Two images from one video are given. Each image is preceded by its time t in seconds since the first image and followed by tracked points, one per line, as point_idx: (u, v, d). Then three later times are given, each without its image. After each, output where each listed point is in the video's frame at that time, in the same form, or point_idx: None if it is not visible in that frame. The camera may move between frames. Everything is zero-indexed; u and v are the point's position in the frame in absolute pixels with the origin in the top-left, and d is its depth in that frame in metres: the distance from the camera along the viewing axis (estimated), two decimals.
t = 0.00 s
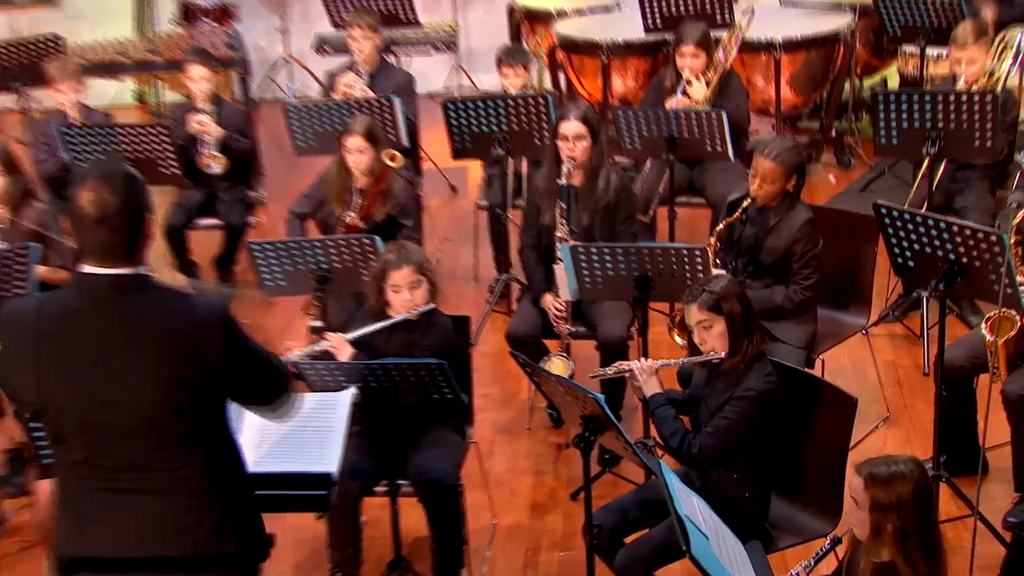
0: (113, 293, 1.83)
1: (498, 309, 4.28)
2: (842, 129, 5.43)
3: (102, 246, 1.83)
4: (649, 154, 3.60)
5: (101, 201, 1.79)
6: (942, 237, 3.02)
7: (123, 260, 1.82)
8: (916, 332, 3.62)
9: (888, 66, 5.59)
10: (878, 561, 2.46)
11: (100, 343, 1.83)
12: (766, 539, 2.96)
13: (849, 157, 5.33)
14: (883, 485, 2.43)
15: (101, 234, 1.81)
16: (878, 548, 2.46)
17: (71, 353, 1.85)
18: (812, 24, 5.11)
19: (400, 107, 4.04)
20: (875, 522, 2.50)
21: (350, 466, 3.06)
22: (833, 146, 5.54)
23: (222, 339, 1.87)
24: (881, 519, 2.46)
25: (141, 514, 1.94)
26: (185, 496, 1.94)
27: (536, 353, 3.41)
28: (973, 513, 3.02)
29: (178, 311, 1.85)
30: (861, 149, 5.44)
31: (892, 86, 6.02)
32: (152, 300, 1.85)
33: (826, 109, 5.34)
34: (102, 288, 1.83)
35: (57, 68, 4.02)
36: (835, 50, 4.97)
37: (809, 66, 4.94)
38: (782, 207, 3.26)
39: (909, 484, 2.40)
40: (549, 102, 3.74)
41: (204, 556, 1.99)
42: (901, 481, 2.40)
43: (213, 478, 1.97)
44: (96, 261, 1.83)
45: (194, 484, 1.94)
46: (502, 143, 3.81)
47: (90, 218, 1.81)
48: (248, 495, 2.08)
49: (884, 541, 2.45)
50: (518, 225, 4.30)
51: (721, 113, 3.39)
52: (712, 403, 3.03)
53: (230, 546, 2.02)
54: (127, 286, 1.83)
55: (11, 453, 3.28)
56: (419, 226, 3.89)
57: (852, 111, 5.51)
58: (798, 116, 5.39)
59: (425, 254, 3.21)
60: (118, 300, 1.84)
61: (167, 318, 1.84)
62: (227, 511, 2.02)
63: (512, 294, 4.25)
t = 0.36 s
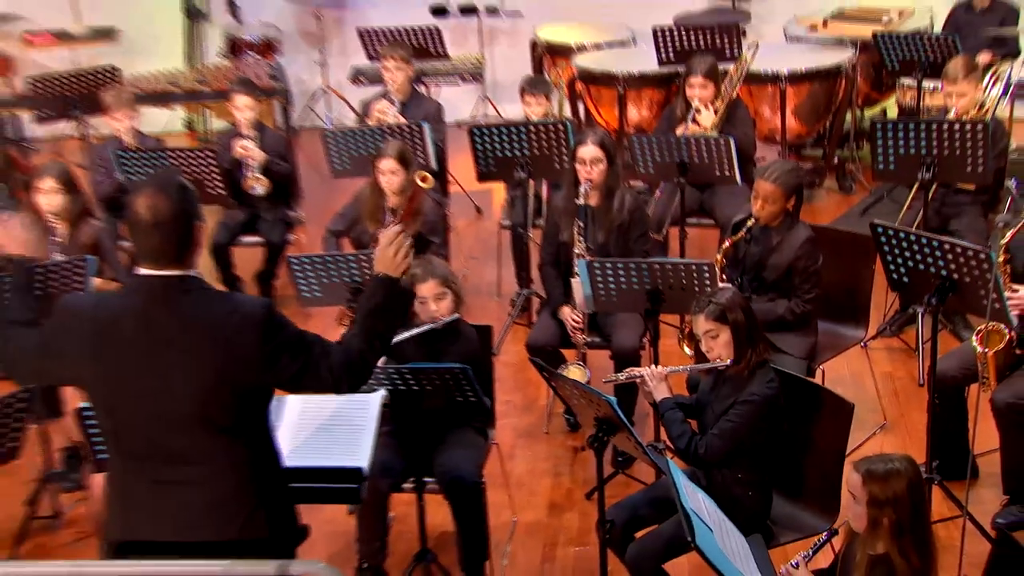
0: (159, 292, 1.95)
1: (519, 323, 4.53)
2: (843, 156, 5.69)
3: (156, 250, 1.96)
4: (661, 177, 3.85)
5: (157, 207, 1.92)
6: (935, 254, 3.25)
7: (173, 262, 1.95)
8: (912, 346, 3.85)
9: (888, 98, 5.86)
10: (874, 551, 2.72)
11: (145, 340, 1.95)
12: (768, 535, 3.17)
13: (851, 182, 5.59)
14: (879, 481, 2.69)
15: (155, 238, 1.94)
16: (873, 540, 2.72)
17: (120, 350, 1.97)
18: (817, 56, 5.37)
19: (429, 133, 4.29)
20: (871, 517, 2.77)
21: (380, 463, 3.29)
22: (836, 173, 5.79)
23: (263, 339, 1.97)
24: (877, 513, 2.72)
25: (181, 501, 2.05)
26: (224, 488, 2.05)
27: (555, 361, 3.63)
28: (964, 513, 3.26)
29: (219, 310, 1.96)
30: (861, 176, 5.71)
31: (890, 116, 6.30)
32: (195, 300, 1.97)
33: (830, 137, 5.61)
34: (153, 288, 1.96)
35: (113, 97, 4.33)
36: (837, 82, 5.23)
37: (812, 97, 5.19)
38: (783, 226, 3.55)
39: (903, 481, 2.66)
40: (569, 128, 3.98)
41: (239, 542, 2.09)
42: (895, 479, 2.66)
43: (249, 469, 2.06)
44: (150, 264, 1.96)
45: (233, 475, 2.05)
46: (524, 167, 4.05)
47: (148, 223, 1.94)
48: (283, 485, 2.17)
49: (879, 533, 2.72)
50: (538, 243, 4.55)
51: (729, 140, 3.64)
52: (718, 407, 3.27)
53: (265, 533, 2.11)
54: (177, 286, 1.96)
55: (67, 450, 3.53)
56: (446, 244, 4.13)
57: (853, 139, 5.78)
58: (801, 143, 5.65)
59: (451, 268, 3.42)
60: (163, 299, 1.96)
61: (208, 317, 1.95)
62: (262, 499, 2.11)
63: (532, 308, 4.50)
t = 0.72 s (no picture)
0: (206, 305, 2.18)
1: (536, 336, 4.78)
2: (843, 183, 5.96)
3: (200, 265, 2.19)
4: (669, 200, 4.11)
5: (198, 226, 2.15)
6: (926, 272, 3.49)
7: (215, 274, 2.17)
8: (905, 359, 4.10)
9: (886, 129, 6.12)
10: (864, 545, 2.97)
11: (192, 349, 2.18)
12: (767, 532, 3.40)
13: (849, 208, 5.87)
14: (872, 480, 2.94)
15: (197, 254, 2.16)
16: (864, 535, 2.97)
17: (168, 358, 2.20)
18: (818, 88, 5.63)
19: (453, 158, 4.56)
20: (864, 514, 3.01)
21: (406, 463, 3.52)
22: (835, 198, 6.08)
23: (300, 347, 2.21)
24: (869, 510, 2.96)
25: (223, 495, 2.28)
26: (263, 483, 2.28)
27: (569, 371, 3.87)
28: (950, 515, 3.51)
29: (259, 320, 2.19)
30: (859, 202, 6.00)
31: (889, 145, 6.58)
32: (237, 311, 2.20)
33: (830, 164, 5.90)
34: (199, 299, 2.20)
35: (162, 124, 4.62)
36: (837, 113, 5.49)
37: (813, 126, 5.45)
38: (785, 247, 3.79)
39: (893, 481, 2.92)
40: (584, 154, 4.22)
41: (276, 532, 2.33)
42: (887, 480, 2.90)
43: (285, 466, 2.30)
44: (195, 277, 2.20)
45: (271, 471, 2.28)
46: (542, 190, 4.28)
47: (191, 241, 2.18)
48: (315, 479, 2.41)
49: (870, 529, 2.96)
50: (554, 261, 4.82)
51: (733, 165, 3.88)
52: (721, 413, 3.50)
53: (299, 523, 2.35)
54: (220, 297, 2.19)
55: (116, 450, 3.77)
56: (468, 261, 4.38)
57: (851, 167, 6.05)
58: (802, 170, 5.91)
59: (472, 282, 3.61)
60: (209, 312, 2.19)
61: (249, 327, 2.18)
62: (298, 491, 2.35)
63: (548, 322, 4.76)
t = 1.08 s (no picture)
0: (244, 310, 2.44)
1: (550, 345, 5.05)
2: (840, 204, 6.23)
3: (236, 271, 2.45)
4: (676, 218, 4.37)
5: (234, 236, 2.41)
6: (916, 285, 3.74)
7: (250, 279, 2.43)
8: (897, 369, 4.36)
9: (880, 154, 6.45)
10: (853, 537, 3.24)
11: (231, 351, 2.44)
12: (765, 528, 3.65)
13: (846, 228, 6.13)
14: (863, 477, 3.18)
15: (233, 261, 2.43)
16: (854, 528, 3.23)
17: (210, 358, 2.46)
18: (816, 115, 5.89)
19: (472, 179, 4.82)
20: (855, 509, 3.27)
21: (426, 461, 3.75)
22: (832, 219, 6.34)
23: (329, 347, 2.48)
24: (859, 506, 3.22)
25: (258, 485, 2.53)
26: (296, 472, 2.53)
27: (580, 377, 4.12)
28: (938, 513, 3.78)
29: (292, 325, 2.45)
30: (855, 222, 6.28)
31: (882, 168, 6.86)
32: (271, 314, 2.46)
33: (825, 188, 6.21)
34: (237, 304, 2.46)
35: (203, 146, 4.92)
36: (834, 139, 5.75)
37: (812, 151, 5.70)
38: (785, 262, 4.05)
39: (883, 479, 3.15)
40: (596, 174, 4.47)
41: (307, 518, 2.57)
42: (877, 478, 3.16)
43: (316, 458, 2.55)
44: (233, 283, 2.46)
45: (303, 463, 2.53)
46: (556, 209, 4.53)
47: (228, 249, 2.44)
48: (344, 470, 2.67)
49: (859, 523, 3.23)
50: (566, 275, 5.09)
51: (736, 186, 4.13)
52: (723, 416, 3.74)
53: (329, 510, 2.60)
54: (256, 301, 2.45)
55: (157, 449, 4.01)
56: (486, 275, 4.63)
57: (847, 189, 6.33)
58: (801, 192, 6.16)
59: (489, 293, 3.85)
60: (247, 317, 2.44)
61: (284, 330, 2.44)
62: (328, 480, 2.61)
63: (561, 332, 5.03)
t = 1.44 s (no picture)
0: (276, 305, 2.64)
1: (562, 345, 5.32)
2: (836, 214, 6.48)
3: (271, 267, 2.67)
4: (681, 226, 4.62)
5: (269, 234, 2.63)
6: (907, 288, 3.98)
7: (283, 275, 2.65)
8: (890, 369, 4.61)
9: (875, 167, 6.76)
10: (845, 521, 3.52)
11: (262, 342, 2.64)
12: (763, 516, 3.85)
13: (842, 236, 6.36)
14: (854, 466, 3.47)
15: (268, 257, 2.64)
16: (846, 513, 3.51)
17: (243, 348, 2.66)
18: (812, 129, 6.17)
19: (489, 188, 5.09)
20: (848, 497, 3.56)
21: (445, 451, 3.99)
22: (829, 228, 6.56)
23: (353, 341, 2.67)
24: (850, 492, 3.51)
25: (285, 467, 2.73)
26: (320, 456, 2.73)
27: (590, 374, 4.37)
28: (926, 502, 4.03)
29: (319, 319, 2.65)
30: (850, 230, 6.50)
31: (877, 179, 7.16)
32: (300, 309, 2.66)
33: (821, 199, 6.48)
34: (270, 298, 2.66)
35: (237, 157, 5.20)
36: (831, 152, 6.02)
37: (811, 164, 5.97)
38: (785, 267, 4.30)
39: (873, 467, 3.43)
40: (605, 184, 4.73)
41: (330, 501, 2.77)
42: (867, 465, 3.46)
43: (339, 444, 2.75)
44: (267, 277, 2.67)
45: (326, 448, 2.73)
46: (568, 217, 4.79)
47: (264, 246, 2.65)
48: (364, 457, 2.86)
49: (851, 508, 3.51)
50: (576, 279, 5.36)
51: (737, 196, 4.39)
52: (725, 409, 3.98)
53: (350, 493, 2.81)
54: (287, 295, 2.66)
55: (193, 439, 4.26)
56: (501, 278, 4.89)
57: (844, 201, 6.60)
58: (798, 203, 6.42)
59: (504, 293, 4.10)
60: (278, 311, 2.65)
61: (311, 324, 2.64)
62: (349, 463, 2.81)
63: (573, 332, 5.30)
